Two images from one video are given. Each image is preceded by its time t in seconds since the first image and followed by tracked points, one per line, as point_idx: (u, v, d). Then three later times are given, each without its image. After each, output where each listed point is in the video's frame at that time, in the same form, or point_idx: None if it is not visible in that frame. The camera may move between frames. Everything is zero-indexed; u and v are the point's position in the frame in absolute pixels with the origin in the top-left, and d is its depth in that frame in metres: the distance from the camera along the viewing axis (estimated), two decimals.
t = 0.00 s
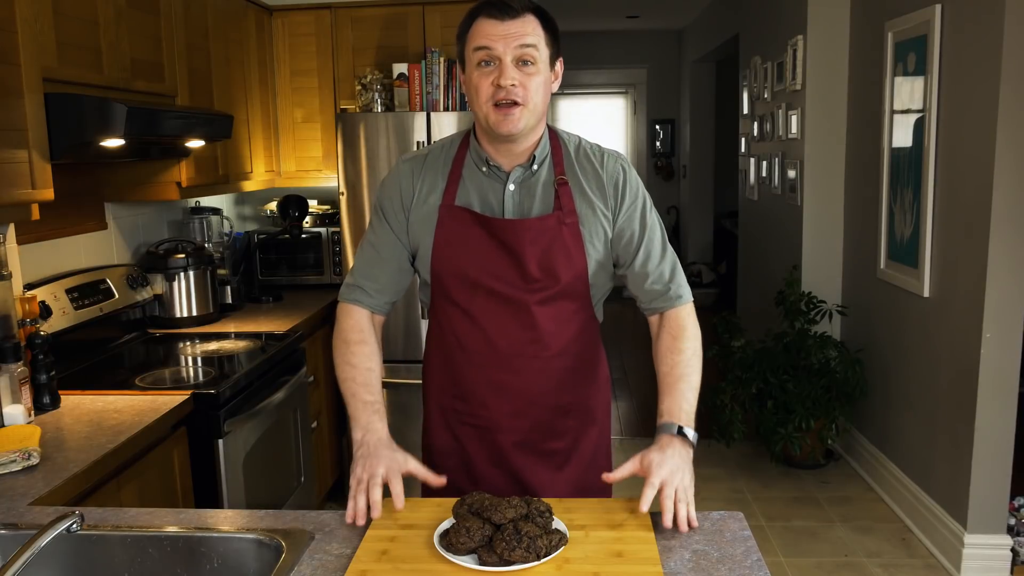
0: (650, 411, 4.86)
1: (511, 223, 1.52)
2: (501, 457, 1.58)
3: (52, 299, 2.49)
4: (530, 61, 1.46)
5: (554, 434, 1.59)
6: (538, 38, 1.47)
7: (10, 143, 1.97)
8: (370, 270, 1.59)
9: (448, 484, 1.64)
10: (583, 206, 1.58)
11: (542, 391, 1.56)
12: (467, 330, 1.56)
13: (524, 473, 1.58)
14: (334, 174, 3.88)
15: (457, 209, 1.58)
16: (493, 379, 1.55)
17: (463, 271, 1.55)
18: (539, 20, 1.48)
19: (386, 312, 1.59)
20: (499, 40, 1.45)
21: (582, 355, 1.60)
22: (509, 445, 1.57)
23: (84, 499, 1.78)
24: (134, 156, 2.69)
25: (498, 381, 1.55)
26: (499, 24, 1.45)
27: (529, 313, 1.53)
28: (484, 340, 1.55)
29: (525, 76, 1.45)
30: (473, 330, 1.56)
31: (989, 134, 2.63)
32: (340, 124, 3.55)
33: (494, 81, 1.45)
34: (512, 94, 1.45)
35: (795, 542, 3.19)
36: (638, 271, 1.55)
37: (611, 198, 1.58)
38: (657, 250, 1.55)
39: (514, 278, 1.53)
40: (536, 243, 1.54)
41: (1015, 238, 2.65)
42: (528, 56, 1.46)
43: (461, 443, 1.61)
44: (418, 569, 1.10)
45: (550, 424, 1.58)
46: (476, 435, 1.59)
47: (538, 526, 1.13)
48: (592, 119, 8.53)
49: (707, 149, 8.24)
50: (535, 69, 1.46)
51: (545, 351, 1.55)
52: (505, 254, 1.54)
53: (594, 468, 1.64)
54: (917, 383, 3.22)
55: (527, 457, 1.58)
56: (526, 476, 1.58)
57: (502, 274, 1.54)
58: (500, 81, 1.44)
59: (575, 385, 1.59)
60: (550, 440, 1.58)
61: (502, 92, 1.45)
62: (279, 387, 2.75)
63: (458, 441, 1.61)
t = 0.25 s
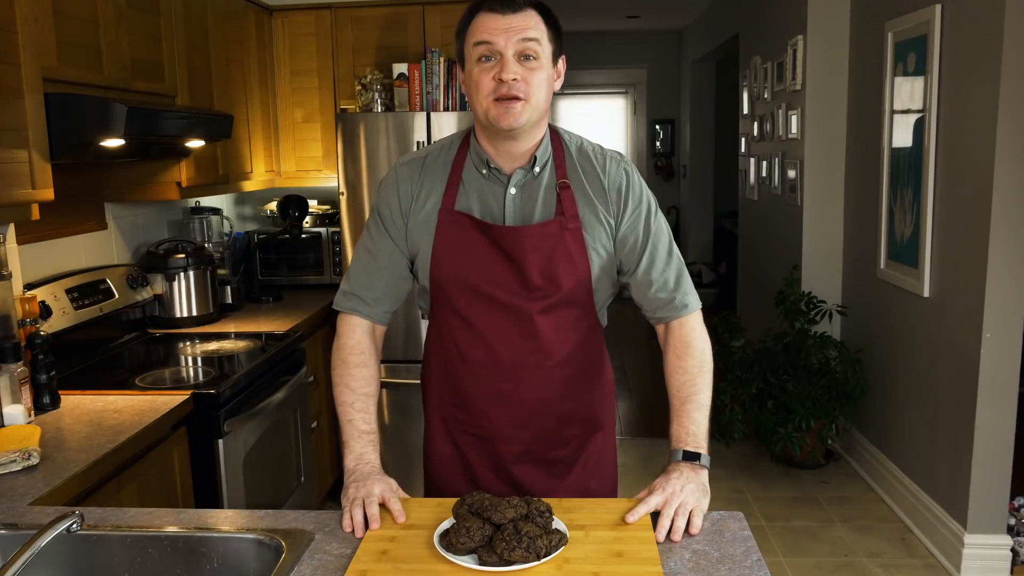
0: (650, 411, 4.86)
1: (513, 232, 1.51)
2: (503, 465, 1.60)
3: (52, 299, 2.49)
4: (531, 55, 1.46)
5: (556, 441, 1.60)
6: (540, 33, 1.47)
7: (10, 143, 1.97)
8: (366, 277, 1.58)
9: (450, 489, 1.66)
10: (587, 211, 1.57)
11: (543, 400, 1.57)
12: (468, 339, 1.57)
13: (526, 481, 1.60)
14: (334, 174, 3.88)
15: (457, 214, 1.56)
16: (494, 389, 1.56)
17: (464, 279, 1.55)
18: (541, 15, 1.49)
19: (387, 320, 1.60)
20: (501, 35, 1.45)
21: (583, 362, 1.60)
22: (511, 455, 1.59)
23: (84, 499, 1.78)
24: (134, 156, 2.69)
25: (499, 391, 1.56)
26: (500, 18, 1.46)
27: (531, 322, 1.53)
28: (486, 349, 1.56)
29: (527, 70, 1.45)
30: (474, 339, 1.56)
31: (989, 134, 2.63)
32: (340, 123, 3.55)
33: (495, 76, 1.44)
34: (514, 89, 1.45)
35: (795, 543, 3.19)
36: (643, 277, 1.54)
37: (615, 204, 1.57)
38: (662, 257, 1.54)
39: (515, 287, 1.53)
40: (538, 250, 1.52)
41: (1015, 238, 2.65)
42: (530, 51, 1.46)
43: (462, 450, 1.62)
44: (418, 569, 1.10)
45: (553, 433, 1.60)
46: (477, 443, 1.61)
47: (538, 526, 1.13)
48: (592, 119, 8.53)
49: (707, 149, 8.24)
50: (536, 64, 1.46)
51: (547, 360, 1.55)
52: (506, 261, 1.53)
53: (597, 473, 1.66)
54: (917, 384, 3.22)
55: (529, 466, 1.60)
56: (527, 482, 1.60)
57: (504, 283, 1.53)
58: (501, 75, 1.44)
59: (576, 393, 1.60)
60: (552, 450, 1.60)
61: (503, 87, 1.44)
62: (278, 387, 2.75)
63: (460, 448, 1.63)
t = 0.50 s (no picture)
0: (650, 411, 4.86)
1: (513, 237, 1.51)
2: (503, 471, 1.60)
3: (52, 299, 2.49)
4: (532, 60, 1.46)
5: (556, 449, 1.60)
6: (540, 36, 1.47)
7: (10, 143, 1.97)
8: (358, 280, 1.59)
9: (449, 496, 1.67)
10: (588, 213, 1.56)
11: (543, 407, 1.57)
12: (467, 344, 1.57)
13: (525, 489, 1.61)
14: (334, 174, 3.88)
15: (454, 216, 1.56)
16: (493, 395, 1.57)
17: (464, 283, 1.55)
18: (542, 15, 1.48)
19: (380, 324, 1.62)
20: (500, 39, 1.45)
21: (585, 368, 1.60)
22: (511, 462, 1.59)
23: (84, 500, 1.78)
24: (134, 156, 2.69)
25: (499, 398, 1.57)
26: (499, 21, 1.45)
27: (532, 327, 1.53)
28: (486, 355, 1.56)
29: (527, 77, 1.45)
30: (474, 345, 1.56)
31: (989, 134, 2.63)
32: (340, 123, 3.55)
33: (495, 84, 1.45)
34: (514, 98, 1.45)
35: (795, 543, 3.19)
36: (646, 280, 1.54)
37: (618, 205, 1.57)
38: (667, 261, 1.54)
39: (516, 292, 1.53)
40: (539, 254, 1.52)
41: (1015, 238, 2.65)
42: (531, 55, 1.46)
43: (462, 458, 1.63)
44: (418, 569, 1.10)
45: (554, 441, 1.60)
46: (476, 451, 1.61)
47: (538, 526, 1.13)
48: (592, 119, 8.54)
49: (707, 149, 8.24)
50: (537, 69, 1.46)
51: (547, 366, 1.55)
52: (507, 266, 1.53)
53: (599, 480, 1.65)
54: (917, 384, 3.22)
55: (529, 473, 1.61)
56: (527, 490, 1.60)
57: (504, 288, 1.53)
58: (501, 84, 1.44)
59: (578, 399, 1.59)
60: (553, 457, 1.60)
61: (504, 96, 1.45)
62: (278, 387, 2.75)
63: (459, 456, 1.63)
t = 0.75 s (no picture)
0: (650, 411, 4.87)
1: (513, 244, 1.51)
2: (503, 476, 1.61)
3: (52, 299, 2.49)
4: (531, 63, 1.46)
5: (555, 452, 1.61)
6: (539, 39, 1.47)
7: (10, 143, 1.97)
8: (354, 284, 1.59)
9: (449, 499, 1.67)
10: (588, 219, 1.56)
11: (542, 412, 1.57)
12: (467, 351, 1.57)
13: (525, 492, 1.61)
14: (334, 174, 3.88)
15: (452, 221, 1.56)
16: (492, 401, 1.57)
17: (463, 290, 1.55)
18: (540, 17, 1.48)
19: (376, 327, 1.62)
20: (499, 42, 1.45)
21: (584, 373, 1.60)
22: (511, 466, 1.60)
23: (83, 499, 1.78)
24: (134, 156, 2.69)
25: (498, 403, 1.57)
26: (498, 24, 1.45)
27: (531, 334, 1.53)
28: (486, 361, 1.56)
29: (526, 80, 1.45)
30: (473, 352, 1.56)
31: (989, 134, 2.63)
32: (340, 123, 3.56)
33: (494, 87, 1.44)
34: (513, 101, 1.45)
35: (795, 543, 3.19)
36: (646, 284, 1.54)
37: (617, 211, 1.56)
38: (668, 265, 1.53)
39: (515, 299, 1.53)
40: (538, 261, 1.52)
41: (1014, 237, 2.65)
42: (530, 58, 1.46)
43: (461, 462, 1.63)
44: (418, 569, 1.10)
45: (554, 445, 1.60)
46: (476, 455, 1.62)
47: (538, 526, 1.13)
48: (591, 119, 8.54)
49: (707, 149, 8.24)
50: (536, 72, 1.46)
51: (545, 372, 1.55)
52: (506, 273, 1.53)
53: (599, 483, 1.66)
54: (917, 384, 3.22)
55: (528, 477, 1.61)
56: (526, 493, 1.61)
57: (503, 295, 1.53)
58: (500, 87, 1.44)
59: (577, 404, 1.60)
60: (553, 461, 1.61)
61: (503, 99, 1.44)
62: (279, 387, 2.75)
63: (458, 461, 1.63)
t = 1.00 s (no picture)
0: (650, 410, 4.87)
1: (511, 244, 1.51)
2: (502, 473, 1.61)
3: (52, 299, 2.49)
4: (530, 66, 1.46)
5: (554, 450, 1.61)
6: (539, 41, 1.47)
7: (10, 143, 1.97)
8: (355, 285, 1.59)
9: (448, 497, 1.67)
10: (587, 219, 1.56)
11: (541, 411, 1.57)
12: (466, 349, 1.57)
13: (524, 489, 1.61)
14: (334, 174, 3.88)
15: (452, 222, 1.56)
16: (492, 399, 1.57)
17: (462, 290, 1.55)
18: (540, 20, 1.48)
19: (377, 326, 1.61)
20: (499, 45, 1.45)
21: (583, 371, 1.60)
22: (510, 463, 1.60)
23: (83, 500, 1.78)
24: (134, 156, 2.69)
25: (497, 402, 1.57)
26: (497, 28, 1.45)
27: (530, 333, 1.54)
28: (485, 360, 1.56)
29: (526, 82, 1.45)
30: (473, 350, 1.56)
31: (989, 134, 2.63)
32: (340, 123, 3.56)
33: (494, 89, 1.44)
34: (513, 103, 1.45)
35: (795, 543, 3.19)
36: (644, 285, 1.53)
37: (615, 211, 1.56)
38: (666, 264, 1.53)
39: (514, 298, 1.53)
40: (537, 261, 1.52)
41: (1015, 237, 2.65)
42: (529, 61, 1.46)
43: (460, 460, 1.63)
44: (418, 569, 1.10)
45: (553, 442, 1.60)
46: (475, 453, 1.61)
47: (538, 526, 1.13)
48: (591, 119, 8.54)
49: (707, 149, 8.24)
50: (536, 74, 1.46)
51: (544, 371, 1.56)
52: (505, 273, 1.53)
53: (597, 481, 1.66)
54: (917, 384, 3.22)
55: (527, 474, 1.61)
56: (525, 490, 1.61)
57: (503, 294, 1.53)
58: (499, 89, 1.44)
59: (576, 402, 1.60)
60: (552, 458, 1.61)
61: (502, 102, 1.45)
62: (279, 387, 2.75)
63: (458, 458, 1.63)
